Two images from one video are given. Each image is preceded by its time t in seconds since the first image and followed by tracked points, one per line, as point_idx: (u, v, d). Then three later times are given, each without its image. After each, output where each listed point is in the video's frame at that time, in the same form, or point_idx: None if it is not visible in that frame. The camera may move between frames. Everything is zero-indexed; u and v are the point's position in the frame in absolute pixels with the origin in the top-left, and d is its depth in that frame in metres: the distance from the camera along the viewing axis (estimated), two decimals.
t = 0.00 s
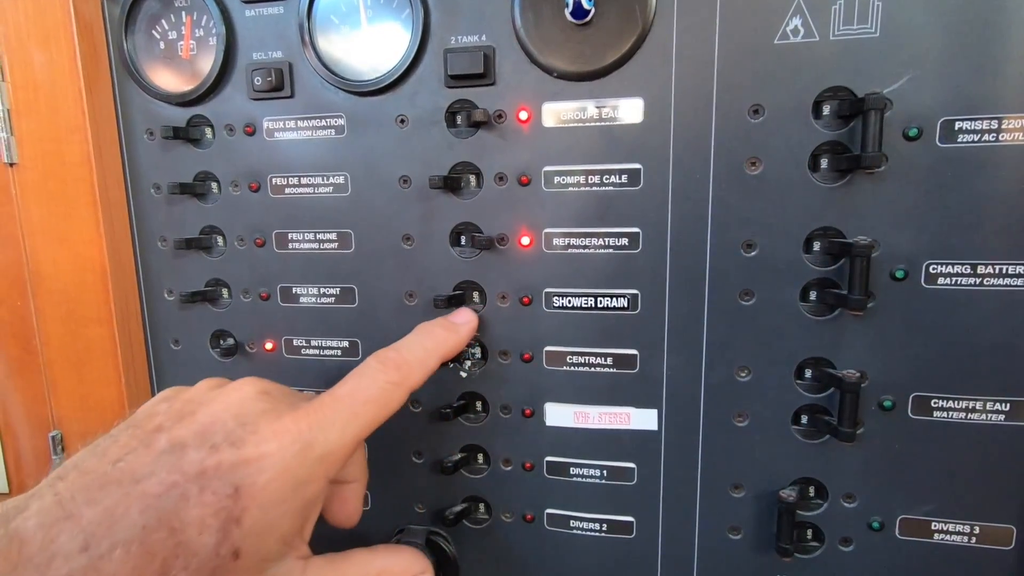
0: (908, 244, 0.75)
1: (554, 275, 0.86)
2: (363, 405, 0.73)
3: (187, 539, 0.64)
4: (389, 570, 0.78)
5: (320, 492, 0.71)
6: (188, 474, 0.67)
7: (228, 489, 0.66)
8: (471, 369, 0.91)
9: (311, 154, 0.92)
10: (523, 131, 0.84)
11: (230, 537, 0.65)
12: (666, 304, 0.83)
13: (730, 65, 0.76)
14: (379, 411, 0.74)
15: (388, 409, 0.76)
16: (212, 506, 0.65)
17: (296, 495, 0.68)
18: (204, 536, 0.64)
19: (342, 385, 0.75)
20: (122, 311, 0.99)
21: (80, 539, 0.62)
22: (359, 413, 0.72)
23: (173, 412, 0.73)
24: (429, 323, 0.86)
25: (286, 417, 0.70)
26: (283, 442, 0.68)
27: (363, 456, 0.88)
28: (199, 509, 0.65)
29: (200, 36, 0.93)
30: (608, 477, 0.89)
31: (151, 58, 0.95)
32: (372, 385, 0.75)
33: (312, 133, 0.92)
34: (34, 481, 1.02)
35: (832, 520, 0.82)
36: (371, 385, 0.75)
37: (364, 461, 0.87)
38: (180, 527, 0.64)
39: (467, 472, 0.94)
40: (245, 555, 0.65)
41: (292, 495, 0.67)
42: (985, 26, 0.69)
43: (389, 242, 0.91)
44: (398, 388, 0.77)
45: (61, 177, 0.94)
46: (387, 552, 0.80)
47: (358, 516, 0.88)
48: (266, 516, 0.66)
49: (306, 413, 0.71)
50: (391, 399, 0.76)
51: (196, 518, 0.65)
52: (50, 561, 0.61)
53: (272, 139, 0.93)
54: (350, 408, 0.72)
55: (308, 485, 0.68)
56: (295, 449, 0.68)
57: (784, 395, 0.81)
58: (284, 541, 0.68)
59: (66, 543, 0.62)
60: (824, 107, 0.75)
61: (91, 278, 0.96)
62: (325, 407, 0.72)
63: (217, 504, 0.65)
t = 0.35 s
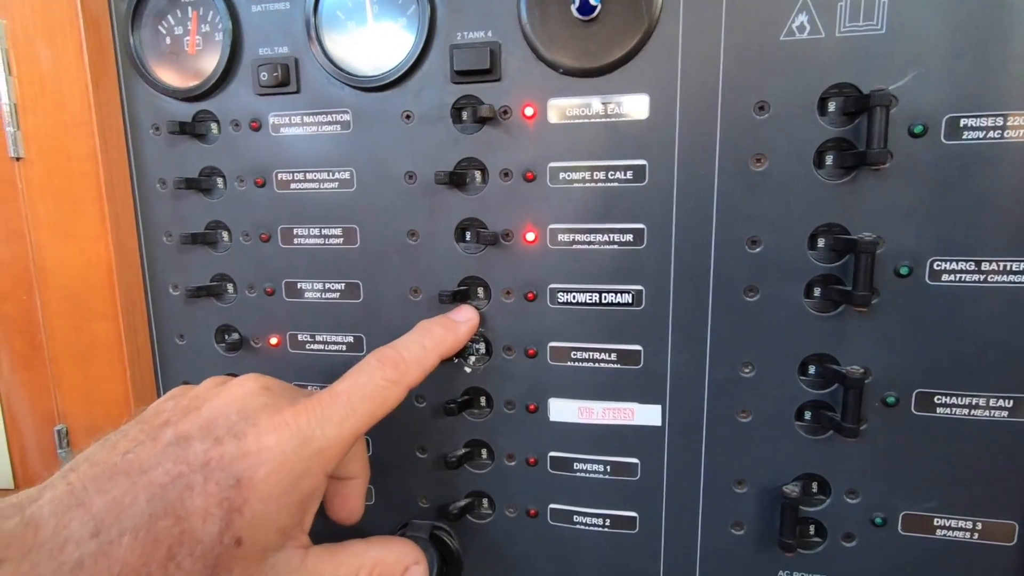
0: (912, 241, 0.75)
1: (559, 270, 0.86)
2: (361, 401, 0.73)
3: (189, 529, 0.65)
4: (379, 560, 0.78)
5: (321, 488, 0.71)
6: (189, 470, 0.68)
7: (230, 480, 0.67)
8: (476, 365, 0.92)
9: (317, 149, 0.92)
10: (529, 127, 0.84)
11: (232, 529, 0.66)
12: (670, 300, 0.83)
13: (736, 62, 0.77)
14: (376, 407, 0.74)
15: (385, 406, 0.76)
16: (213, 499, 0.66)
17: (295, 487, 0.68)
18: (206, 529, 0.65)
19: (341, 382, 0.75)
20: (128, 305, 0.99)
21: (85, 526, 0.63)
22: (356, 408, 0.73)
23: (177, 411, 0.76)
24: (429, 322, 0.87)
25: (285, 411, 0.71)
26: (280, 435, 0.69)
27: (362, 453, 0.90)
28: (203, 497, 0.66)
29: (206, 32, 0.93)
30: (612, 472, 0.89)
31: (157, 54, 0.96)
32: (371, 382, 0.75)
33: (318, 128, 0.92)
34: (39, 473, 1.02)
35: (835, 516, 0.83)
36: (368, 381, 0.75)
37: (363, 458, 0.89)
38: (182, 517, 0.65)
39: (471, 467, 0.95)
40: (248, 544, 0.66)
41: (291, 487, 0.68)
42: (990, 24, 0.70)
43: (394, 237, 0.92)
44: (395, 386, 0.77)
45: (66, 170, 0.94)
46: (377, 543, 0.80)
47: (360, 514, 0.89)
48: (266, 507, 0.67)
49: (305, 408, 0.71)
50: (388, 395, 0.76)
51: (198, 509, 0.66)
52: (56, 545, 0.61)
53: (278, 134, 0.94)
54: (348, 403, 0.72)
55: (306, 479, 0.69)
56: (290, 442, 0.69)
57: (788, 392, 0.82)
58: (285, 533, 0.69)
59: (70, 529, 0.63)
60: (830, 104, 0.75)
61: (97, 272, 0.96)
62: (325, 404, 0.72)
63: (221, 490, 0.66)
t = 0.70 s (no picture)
0: (911, 241, 0.76)
1: (560, 267, 0.87)
2: (462, 467, 0.77)
3: (229, 541, 0.60)
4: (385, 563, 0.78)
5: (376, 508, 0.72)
6: (242, 496, 0.66)
7: (367, 542, 0.66)
8: (477, 360, 0.93)
9: (322, 145, 0.93)
10: (531, 125, 0.85)
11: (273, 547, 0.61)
12: (670, 298, 0.84)
13: (737, 62, 0.77)
14: (471, 472, 0.78)
15: (477, 470, 0.80)
16: (259, 520, 0.63)
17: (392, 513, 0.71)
18: (249, 543, 0.60)
19: (436, 449, 0.78)
20: (133, 297, 1.01)
21: (121, 524, 0.58)
22: (462, 473, 0.77)
23: (236, 450, 0.76)
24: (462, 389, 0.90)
25: (414, 482, 0.72)
26: (369, 485, 0.71)
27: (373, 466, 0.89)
28: (337, 556, 0.64)
29: (213, 28, 0.94)
30: (610, 468, 0.90)
31: (164, 50, 0.97)
32: (462, 451, 0.78)
33: (323, 125, 0.93)
34: (43, 466, 1.02)
35: (832, 513, 0.83)
36: (461, 447, 0.79)
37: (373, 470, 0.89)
38: (225, 530, 0.61)
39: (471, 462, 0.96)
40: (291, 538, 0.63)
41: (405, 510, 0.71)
42: (990, 26, 0.70)
43: (397, 233, 0.92)
44: (480, 452, 0.81)
45: (73, 163, 0.95)
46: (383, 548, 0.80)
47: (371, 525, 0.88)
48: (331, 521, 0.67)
49: (425, 481, 0.73)
50: (478, 461, 0.80)
51: (243, 525, 0.62)
52: (88, 535, 0.56)
53: (283, 130, 0.95)
54: (457, 469, 0.76)
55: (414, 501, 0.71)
56: (356, 484, 0.71)
57: (786, 390, 0.82)
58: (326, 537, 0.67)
59: (106, 525, 0.58)
60: (830, 104, 0.76)
61: (104, 265, 0.97)
62: (440, 474, 0.75)
63: (357, 555, 0.65)
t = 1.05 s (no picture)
0: (908, 241, 0.76)
1: (558, 266, 0.87)
2: (464, 470, 0.78)
3: (231, 555, 0.61)
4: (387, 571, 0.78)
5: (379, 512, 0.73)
6: (244, 509, 0.66)
7: (371, 551, 0.67)
8: (475, 359, 0.93)
9: (321, 145, 0.93)
10: (530, 125, 0.85)
11: (274, 560, 0.62)
12: (668, 298, 0.84)
13: (735, 62, 0.78)
14: (473, 475, 0.79)
15: (478, 472, 0.80)
16: (262, 533, 0.64)
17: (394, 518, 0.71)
18: (251, 557, 0.61)
19: (438, 454, 0.78)
20: (132, 296, 1.01)
21: (124, 538, 0.59)
22: (464, 477, 0.77)
23: (238, 457, 0.76)
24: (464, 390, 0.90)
25: (416, 488, 0.73)
26: (372, 492, 0.72)
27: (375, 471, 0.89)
28: (340, 566, 0.65)
29: (212, 27, 0.95)
30: (608, 467, 0.90)
31: (164, 49, 0.97)
32: (463, 455, 0.79)
33: (322, 124, 0.93)
34: (43, 464, 1.02)
35: (829, 512, 0.84)
36: (463, 450, 0.79)
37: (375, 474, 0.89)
38: (227, 544, 0.62)
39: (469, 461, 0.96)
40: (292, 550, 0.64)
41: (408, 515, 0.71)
42: (988, 26, 0.70)
43: (396, 232, 0.93)
44: (481, 454, 0.81)
45: (72, 162, 0.95)
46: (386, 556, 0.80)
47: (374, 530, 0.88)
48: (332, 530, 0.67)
49: (428, 487, 0.74)
50: (480, 463, 0.80)
51: (245, 539, 0.63)
52: (93, 549, 0.57)
53: (282, 129, 0.95)
54: (458, 474, 0.77)
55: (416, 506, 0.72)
56: (358, 492, 0.71)
57: (783, 389, 0.83)
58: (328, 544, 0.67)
59: (110, 539, 0.59)
60: (828, 105, 0.76)
61: (102, 264, 0.97)
62: (442, 480, 0.75)
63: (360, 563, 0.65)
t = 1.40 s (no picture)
0: (907, 242, 0.76)
1: (558, 267, 0.87)
2: (469, 468, 0.78)
3: (239, 551, 0.60)
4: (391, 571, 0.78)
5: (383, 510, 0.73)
6: (250, 504, 0.66)
7: (378, 548, 0.67)
8: (476, 359, 0.93)
9: (322, 145, 0.94)
10: (531, 126, 0.85)
11: (282, 555, 0.62)
12: (668, 298, 0.84)
13: (735, 63, 0.78)
14: (477, 473, 0.79)
15: (482, 470, 0.80)
16: (269, 529, 0.64)
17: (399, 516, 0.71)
18: (259, 553, 0.61)
19: (442, 452, 0.79)
20: (133, 297, 1.01)
21: (132, 534, 0.59)
22: (469, 474, 0.78)
23: (244, 455, 0.76)
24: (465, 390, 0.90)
25: (422, 484, 0.74)
26: (378, 489, 0.72)
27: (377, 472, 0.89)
28: (346, 563, 0.65)
29: (214, 28, 0.95)
30: (609, 467, 0.91)
31: (165, 51, 0.97)
32: (467, 453, 0.79)
33: (324, 125, 0.93)
34: (44, 464, 1.03)
35: (829, 512, 0.84)
36: (467, 448, 0.80)
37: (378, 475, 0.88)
38: (235, 540, 0.61)
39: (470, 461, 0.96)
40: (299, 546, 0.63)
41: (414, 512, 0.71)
42: (986, 28, 0.71)
43: (397, 232, 0.93)
44: (485, 452, 0.82)
45: (75, 162, 0.95)
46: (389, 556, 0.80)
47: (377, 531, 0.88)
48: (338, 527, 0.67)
49: (434, 484, 0.74)
50: (483, 461, 0.81)
51: (252, 535, 0.62)
52: (100, 544, 0.57)
53: (284, 130, 0.95)
54: (462, 471, 0.77)
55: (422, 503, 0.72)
56: (364, 489, 0.71)
57: (783, 390, 0.83)
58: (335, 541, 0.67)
59: (117, 535, 0.58)
60: (827, 106, 0.76)
61: (105, 265, 0.98)
62: (447, 477, 0.76)
63: (367, 560, 0.65)
